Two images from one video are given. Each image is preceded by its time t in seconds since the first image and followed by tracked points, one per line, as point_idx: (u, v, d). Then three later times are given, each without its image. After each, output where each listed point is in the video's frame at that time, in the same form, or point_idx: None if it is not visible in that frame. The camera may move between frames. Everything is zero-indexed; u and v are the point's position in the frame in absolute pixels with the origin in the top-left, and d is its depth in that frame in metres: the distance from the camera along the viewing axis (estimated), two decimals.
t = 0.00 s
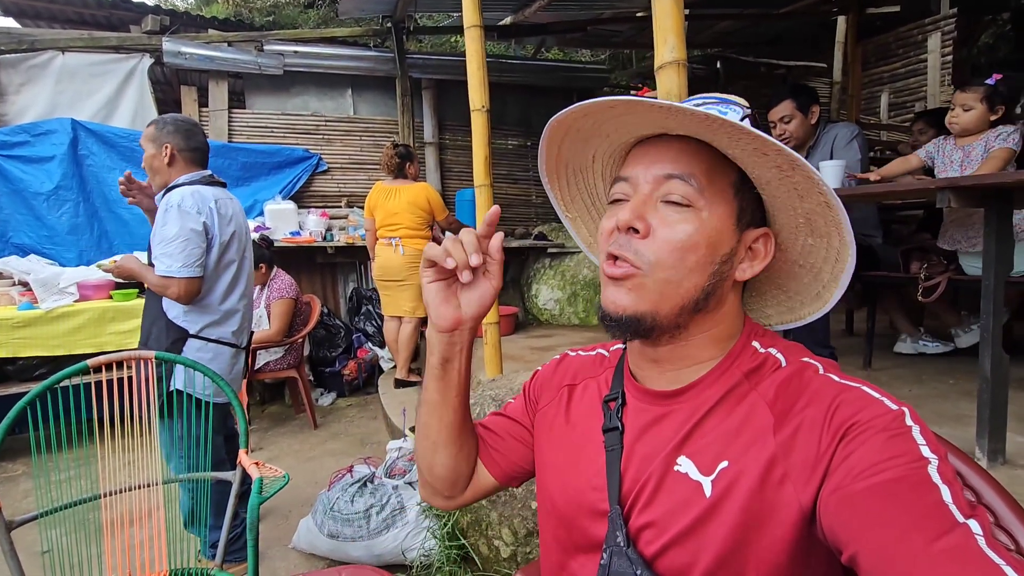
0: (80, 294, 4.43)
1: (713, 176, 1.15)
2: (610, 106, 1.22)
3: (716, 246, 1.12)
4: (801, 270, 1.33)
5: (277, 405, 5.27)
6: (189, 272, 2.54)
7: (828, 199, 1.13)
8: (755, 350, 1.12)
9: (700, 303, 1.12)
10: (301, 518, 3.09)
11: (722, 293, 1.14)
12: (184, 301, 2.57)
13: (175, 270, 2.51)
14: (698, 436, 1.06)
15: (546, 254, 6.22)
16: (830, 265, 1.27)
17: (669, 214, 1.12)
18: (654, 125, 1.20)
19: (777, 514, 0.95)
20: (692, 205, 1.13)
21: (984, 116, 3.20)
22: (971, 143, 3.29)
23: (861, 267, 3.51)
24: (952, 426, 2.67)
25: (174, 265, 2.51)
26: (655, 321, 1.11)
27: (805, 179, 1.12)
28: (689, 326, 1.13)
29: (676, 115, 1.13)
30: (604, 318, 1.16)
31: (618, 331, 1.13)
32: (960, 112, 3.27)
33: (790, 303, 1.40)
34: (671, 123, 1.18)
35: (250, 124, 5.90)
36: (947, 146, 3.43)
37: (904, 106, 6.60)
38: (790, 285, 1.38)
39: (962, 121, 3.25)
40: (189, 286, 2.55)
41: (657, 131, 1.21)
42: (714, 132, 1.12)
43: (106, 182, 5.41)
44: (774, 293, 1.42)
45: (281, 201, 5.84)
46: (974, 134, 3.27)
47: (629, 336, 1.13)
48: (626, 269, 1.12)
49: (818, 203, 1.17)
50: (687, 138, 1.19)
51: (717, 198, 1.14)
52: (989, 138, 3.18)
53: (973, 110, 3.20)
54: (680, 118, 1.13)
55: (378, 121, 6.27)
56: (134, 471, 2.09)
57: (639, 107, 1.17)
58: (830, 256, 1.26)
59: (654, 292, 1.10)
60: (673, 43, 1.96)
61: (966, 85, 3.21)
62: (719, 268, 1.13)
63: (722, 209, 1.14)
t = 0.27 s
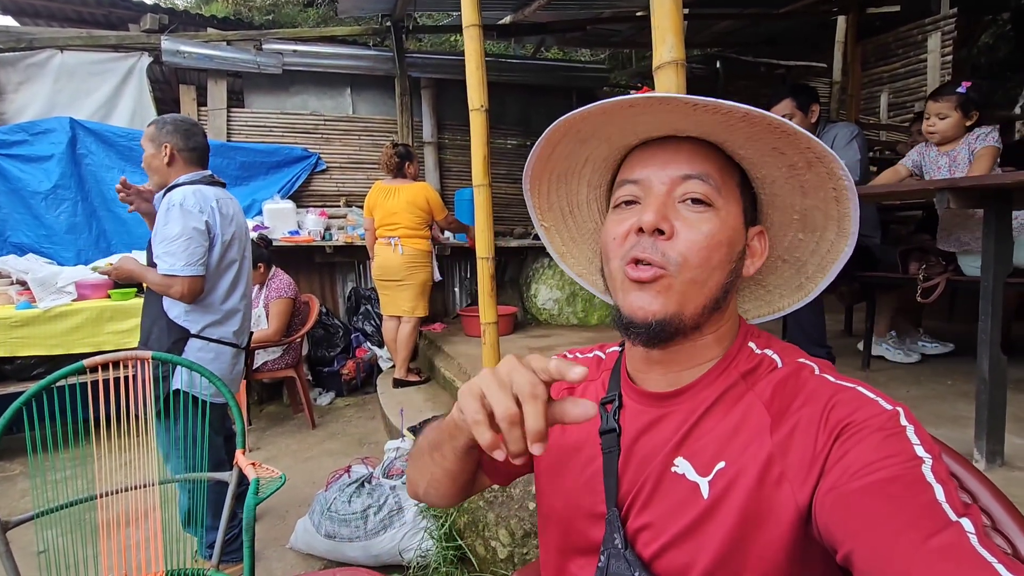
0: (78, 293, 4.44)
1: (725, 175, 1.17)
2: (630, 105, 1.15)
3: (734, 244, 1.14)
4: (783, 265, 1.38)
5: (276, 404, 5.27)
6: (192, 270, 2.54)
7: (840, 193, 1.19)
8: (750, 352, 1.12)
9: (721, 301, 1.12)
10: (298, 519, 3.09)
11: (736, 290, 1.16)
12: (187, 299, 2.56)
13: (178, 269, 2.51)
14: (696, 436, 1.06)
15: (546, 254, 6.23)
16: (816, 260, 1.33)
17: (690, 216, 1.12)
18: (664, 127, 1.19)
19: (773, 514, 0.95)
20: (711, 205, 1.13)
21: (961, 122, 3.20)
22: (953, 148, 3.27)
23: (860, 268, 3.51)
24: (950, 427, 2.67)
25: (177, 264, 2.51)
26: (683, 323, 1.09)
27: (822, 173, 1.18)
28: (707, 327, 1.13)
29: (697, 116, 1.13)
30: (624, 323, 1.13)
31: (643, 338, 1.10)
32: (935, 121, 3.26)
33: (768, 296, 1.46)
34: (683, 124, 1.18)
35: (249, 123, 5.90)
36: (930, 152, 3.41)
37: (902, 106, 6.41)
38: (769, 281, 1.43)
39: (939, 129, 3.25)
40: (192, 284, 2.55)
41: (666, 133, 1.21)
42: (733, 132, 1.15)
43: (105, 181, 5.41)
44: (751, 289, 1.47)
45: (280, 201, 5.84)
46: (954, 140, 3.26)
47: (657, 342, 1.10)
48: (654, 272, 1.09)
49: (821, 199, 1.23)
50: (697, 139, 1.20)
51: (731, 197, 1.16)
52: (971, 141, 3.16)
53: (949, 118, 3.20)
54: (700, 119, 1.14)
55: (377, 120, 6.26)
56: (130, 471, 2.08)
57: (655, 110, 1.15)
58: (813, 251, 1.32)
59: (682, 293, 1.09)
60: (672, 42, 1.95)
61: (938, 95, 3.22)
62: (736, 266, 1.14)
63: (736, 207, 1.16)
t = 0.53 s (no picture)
0: (76, 293, 4.43)
1: (713, 178, 1.18)
2: (616, 113, 1.15)
3: (726, 246, 1.14)
4: (776, 265, 1.38)
5: (274, 404, 5.27)
6: (187, 270, 2.53)
7: (827, 191, 1.18)
8: (745, 355, 1.12)
9: (714, 303, 1.12)
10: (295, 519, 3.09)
11: (730, 292, 1.16)
12: (183, 299, 2.56)
13: (172, 268, 2.51)
14: (691, 440, 1.06)
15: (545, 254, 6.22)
16: (809, 258, 1.32)
17: (680, 219, 1.12)
18: (652, 132, 1.19)
19: (768, 517, 0.95)
20: (701, 208, 1.14)
21: (955, 124, 3.20)
22: (945, 150, 3.27)
23: (858, 269, 3.51)
24: (948, 429, 2.67)
25: (172, 263, 2.51)
26: (676, 327, 1.09)
27: (809, 172, 1.18)
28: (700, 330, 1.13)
29: (683, 120, 1.13)
30: (618, 329, 1.13)
31: (638, 342, 1.11)
32: (930, 121, 3.26)
33: (763, 297, 1.45)
34: (669, 129, 1.18)
35: (248, 122, 5.90)
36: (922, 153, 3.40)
37: (902, 106, 6.40)
38: (763, 282, 1.43)
39: (932, 130, 3.25)
40: (187, 283, 2.55)
41: (654, 138, 1.21)
42: (719, 134, 1.15)
43: (103, 180, 5.40)
44: (746, 290, 1.47)
45: (279, 200, 5.83)
46: (946, 141, 3.26)
47: (652, 348, 1.10)
48: (646, 276, 1.10)
49: (810, 198, 1.23)
50: (684, 143, 1.20)
51: (720, 199, 1.16)
52: (964, 143, 3.16)
53: (943, 119, 3.20)
54: (686, 123, 1.14)
55: (376, 120, 6.26)
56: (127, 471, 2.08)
57: (641, 116, 1.16)
58: (806, 250, 1.32)
59: (675, 298, 1.09)
60: (669, 44, 1.95)
61: (933, 96, 3.22)
62: (729, 268, 1.14)
63: (726, 210, 1.16)
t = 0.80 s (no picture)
0: (75, 291, 4.41)
1: (714, 176, 1.17)
2: (616, 112, 1.15)
3: (728, 244, 1.13)
4: (778, 264, 1.37)
5: (274, 402, 5.27)
6: (177, 268, 2.53)
7: (828, 187, 1.18)
8: (747, 354, 1.12)
9: (717, 302, 1.12)
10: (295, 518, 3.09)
11: (733, 290, 1.15)
12: (173, 298, 2.56)
13: (163, 267, 2.50)
14: (693, 440, 1.06)
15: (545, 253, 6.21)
16: (810, 256, 1.32)
17: (682, 218, 1.12)
18: (652, 131, 1.19)
19: (771, 516, 0.94)
20: (702, 207, 1.13)
21: (953, 126, 3.19)
22: (945, 152, 3.26)
23: (858, 268, 3.50)
24: (948, 429, 2.66)
25: (162, 262, 2.50)
26: (680, 326, 1.09)
27: (809, 169, 1.18)
28: (702, 329, 1.12)
29: (683, 118, 1.13)
30: (622, 329, 1.13)
31: (644, 337, 1.10)
32: (928, 124, 3.24)
33: (765, 297, 1.44)
34: (669, 128, 1.18)
35: (248, 120, 5.89)
36: (921, 155, 3.41)
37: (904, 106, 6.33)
38: (766, 280, 1.42)
39: (931, 132, 3.23)
40: (177, 283, 2.54)
41: (654, 137, 1.21)
42: (719, 133, 1.15)
43: (102, 178, 5.39)
44: (748, 289, 1.46)
45: (279, 198, 5.83)
46: (945, 144, 3.26)
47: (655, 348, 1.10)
48: (649, 276, 1.09)
49: (810, 195, 1.23)
50: (685, 142, 1.20)
51: (722, 198, 1.16)
52: (964, 144, 3.15)
53: (942, 122, 3.18)
54: (685, 122, 1.14)
55: (376, 118, 6.25)
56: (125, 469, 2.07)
57: (641, 116, 1.15)
58: (808, 247, 1.31)
59: (679, 297, 1.08)
60: (670, 42, 1.95)
61: (931, 98, 3.21)
62: (731, 266, 1.14)
63: (728, 208, 1.16)
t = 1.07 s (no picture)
0: (75, 288, 4.38)
1: (712, 177, 1.17)
2: (612, 115, 1.15)
3: (726, 244, 1.13)
4: (777, 259, 1.37)
5: (274, 400, 5.27)
6: (170, 266, 2.53)
7: (828, 186, 1.18)
8: (747, 351, 1.12)
9: (717, 302, 1.12)
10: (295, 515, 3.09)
11: (732, 290, 1.15)
12: (166, 296, 2.56)
13: (156, 265, 2.50)
14: (692, 437, 1.06)
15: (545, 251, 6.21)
16: (809, 251, 1.32)
17: (680, 219, 1.12)
18: (648, 133, 1.18)
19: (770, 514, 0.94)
20: (700, 208, 1.13)
21: (956, 122, 3.18)
22: (948, 149, 3.26)
23: (859, 266, 3.50)
24: (948, 427, 2.67)
25: (156, 260, 2.50)
26: (679, 328, 1.09)
27: (808, 169, 1.17)
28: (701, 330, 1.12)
29: (680, 120, 1.12)
30: (621, 332, 1.13)
31: (644, 346, 1.10)
32: (931, 121, 3.24)
33: (764, 291, 1.45)
34: (666, 129, 1.17)
35: (248, 118, 5.89)
36: (924, 152, 3.40)
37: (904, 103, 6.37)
38: (765, 275, 1.42)
39: (934, 129, 3.23)
40: (171, 280, 2.54)
41: (651, 138, 1.20)
42: (716, 134, 1.14)
43: (102, 176, 5.39)
44: (746, 283, 1.46)
45: (279, 196, 5.82)
46: (948, 141, 3.25)
47: (655, 349, 1.10)
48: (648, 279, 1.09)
49: (809, 193, 1.23)
50: (682, 142, 1.19)
51: (720, 199, 1.15)
52: (966, 141, 3.15)
53: (945, 118, 3.18)
54: (682, 124, 1.13)
55: (377, 116, 6.24)
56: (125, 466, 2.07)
57: (637, 118, 1.14)
58: (806, 243, 1.31)
59: (677, 300, 1.08)
60: (671, 40, 1.94)
61: (934, 95, 3.21)
62: (730, 265, 1.14)
63: (726, 209, 1.16)
